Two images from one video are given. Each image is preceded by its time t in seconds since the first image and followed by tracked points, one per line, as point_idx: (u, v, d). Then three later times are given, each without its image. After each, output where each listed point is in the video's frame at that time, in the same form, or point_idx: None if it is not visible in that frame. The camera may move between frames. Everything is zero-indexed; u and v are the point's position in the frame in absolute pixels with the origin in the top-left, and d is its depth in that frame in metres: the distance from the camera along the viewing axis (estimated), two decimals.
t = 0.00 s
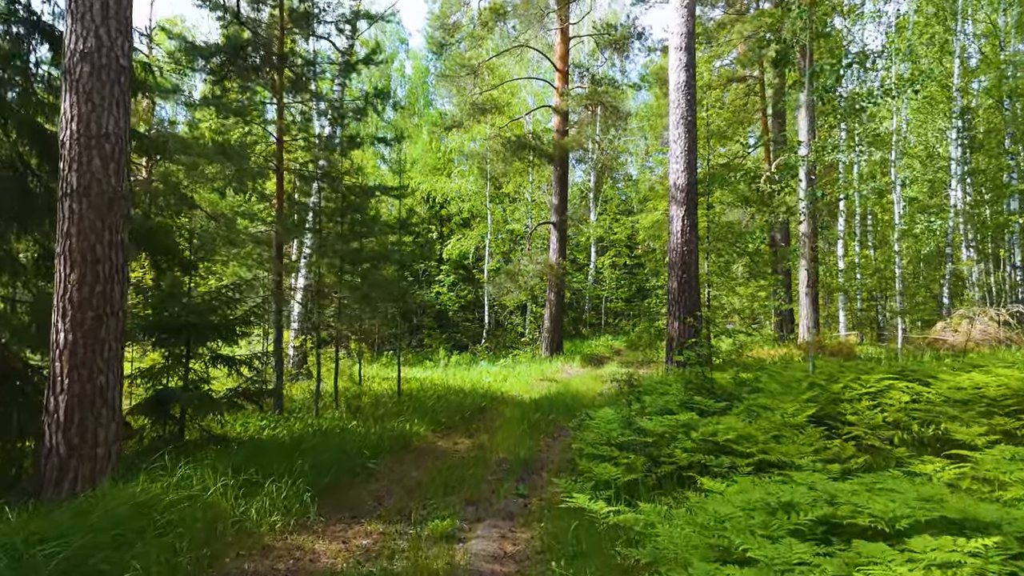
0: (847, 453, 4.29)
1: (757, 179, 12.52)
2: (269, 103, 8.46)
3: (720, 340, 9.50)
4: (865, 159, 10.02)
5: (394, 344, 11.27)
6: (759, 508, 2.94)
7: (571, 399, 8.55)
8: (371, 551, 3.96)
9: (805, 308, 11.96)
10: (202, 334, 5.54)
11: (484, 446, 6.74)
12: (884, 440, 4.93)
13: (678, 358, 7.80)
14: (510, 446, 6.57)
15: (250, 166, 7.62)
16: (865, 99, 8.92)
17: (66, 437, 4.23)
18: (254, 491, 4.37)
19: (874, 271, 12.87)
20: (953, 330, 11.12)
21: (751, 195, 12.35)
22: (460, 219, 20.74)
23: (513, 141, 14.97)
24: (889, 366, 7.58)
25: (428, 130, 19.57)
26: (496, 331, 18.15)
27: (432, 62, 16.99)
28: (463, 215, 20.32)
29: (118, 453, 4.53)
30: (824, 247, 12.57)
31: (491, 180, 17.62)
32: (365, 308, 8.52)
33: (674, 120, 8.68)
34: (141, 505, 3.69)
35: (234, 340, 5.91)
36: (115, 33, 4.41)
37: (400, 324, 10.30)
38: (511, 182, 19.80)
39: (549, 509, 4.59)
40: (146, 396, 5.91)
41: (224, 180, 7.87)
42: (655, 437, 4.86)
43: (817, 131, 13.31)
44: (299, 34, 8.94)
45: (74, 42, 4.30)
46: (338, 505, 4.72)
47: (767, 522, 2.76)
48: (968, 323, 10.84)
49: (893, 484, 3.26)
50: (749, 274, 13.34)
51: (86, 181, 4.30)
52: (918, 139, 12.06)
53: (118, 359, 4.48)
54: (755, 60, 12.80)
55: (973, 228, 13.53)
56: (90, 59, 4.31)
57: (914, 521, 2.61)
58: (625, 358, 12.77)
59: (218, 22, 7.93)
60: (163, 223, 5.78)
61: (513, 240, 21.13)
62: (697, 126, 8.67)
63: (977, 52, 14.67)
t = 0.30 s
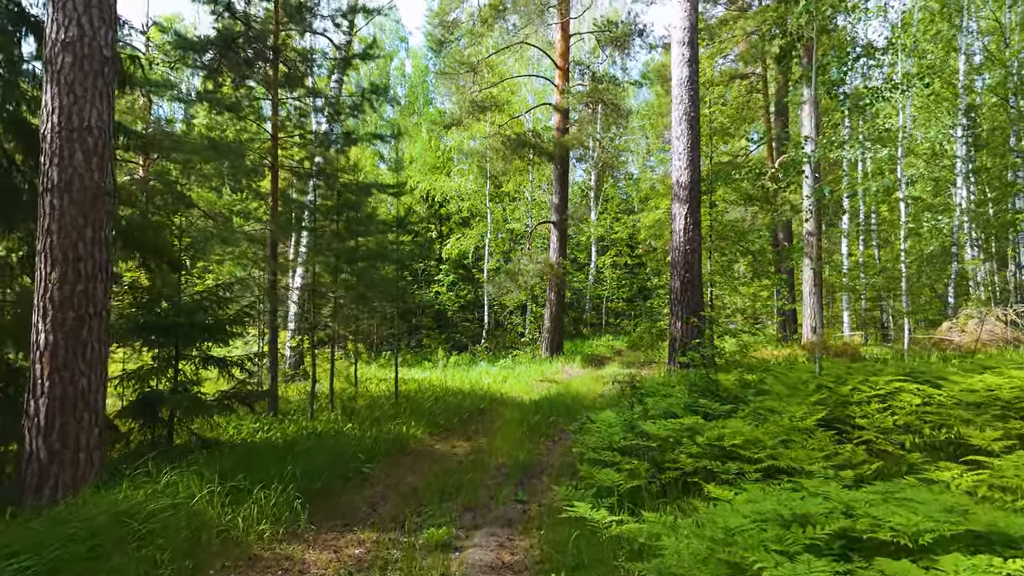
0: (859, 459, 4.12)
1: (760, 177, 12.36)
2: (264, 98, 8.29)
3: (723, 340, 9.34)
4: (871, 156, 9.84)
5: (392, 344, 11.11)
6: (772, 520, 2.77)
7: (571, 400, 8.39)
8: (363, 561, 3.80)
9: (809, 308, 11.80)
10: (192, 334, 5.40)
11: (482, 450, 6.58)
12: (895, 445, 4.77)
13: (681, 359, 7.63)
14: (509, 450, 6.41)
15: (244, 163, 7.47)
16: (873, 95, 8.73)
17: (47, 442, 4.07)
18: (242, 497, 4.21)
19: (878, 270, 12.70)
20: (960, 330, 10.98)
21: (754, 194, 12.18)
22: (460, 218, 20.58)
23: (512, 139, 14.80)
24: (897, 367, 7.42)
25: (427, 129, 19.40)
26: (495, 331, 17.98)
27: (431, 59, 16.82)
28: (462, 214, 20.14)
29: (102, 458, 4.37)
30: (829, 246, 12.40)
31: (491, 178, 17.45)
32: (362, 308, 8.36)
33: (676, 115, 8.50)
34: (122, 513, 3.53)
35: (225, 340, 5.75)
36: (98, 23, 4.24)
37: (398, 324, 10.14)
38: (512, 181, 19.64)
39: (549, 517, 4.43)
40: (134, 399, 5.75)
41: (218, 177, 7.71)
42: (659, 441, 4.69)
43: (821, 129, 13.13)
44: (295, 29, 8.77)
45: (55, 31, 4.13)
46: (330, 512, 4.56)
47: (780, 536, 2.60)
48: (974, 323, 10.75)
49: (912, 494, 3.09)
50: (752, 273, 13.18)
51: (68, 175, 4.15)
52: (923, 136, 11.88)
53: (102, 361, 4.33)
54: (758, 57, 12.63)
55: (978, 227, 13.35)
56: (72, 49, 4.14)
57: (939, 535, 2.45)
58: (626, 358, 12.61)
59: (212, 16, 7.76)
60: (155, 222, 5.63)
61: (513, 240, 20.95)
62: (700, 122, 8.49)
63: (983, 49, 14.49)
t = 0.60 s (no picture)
0: (872, 466, 3.95)
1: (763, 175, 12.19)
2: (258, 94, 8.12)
3: (727, 341, 9.17)
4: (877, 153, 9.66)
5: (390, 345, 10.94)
6: (786, 533, 2.60)
7: (571, 402, 8.21)
8: (353, 572, 3.63)
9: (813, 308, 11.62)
10: (181, 334, 5.25)
11: (481, 453, 6.42)
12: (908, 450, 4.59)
13: (684, 360, 7.45)
14: (508, 453, 6.25)
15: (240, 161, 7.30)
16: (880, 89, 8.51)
17: (25, 448, 3.90)
18: (228, 505, 4.04)
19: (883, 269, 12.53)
20: (966, 330, 10.82)
21: (757, 192, 12.02)
22: (459, 217, 20.41)
23: (512, 137, 14.63)
24: (906, 368, 7.24)
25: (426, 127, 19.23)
26: (495, 332, 17.81)
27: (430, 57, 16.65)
28: (461, 213, 19.93)
29: (84, 464, 4.20)
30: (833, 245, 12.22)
31: (490, 177, 17.27)
32: (358, 308, 8.18)
33: (678, 112, 8.32)
34: (100, 523, 3.35)
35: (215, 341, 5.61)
36: (79, 11, 4.07)
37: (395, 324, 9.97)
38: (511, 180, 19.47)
39: (548, 525, 4.26)
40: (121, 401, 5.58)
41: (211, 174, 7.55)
42: (663, 446, 4.52)
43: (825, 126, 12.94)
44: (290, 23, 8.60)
45: (34, 19, 3.96)
46: (320, 519, 4.39)
47: (795, 552, 2.42)
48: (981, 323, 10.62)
49: (933, 505, 2.91)
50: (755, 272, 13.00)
51: (47, 169, 3.98)
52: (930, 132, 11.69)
53: (83, 363, 4.16)
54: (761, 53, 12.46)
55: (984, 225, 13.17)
56: (52, 38, 3.98)
57: (968, 552, 2.27)
58: (627, 359, 12.43)
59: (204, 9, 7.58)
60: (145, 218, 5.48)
61: (513, 239, 20.76)
62: (703, 118, 8.32)
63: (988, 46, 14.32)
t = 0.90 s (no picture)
0: (887, 472, 3.78)
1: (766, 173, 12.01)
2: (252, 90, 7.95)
3: (730, 341, 8.99)
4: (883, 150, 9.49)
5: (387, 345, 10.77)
6: (805, 549, 2.42)
7: (572, 404, 8.04)
8: None
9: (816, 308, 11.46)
10: (169, 335, 5.11)
11: (479, 457, 6.25)
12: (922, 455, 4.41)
13: (688, 361, 7.27)
14: (506, 457, 6.09)
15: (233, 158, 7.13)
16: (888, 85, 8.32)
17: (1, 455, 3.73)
18: (213, 514, 3.87)
19: (888, 268, 12.34)
20: (973, 330, 10.64)
21: (760, 190, 11.83)
22: (459, 215, 20.24)
23: (511, 135, 14.45)
24: (915, 369, 7.06)
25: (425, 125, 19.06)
26: (495, 332, 17.61)
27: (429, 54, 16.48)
28: (461, 212, 19.73)
29: (64, 470, 4.03)
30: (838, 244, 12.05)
31: (489, 176, 17.08)
32: (353, 307, 8.01)
33: (681, 107, 8.14)
34: (76, 534, 3.17)
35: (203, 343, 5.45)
36: None
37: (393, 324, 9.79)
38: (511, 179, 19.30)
39: (548, 534, 4.08)
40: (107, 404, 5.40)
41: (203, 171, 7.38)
42: (668, 451, 4.35)
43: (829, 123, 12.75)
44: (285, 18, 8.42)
45: (10, 6, 3.79)
46: (310, 528, 4.21)
47: (816, 571, 2.25)
48: (986, 323, 10.45)
49: (960, 518, 2.73)
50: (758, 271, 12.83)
51: (24, 163, 3.81)
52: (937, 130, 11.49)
53: (63, 365, 3.99)
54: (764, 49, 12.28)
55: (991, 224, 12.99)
56: (29, 26, 3.80)
57: (1005, 572, 2.10)
58: (628, 359, 12.25)
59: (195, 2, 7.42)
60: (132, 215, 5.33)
61: (513, 239, 20.57)
62: (707, 114, 8.13)
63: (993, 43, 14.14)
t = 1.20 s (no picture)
0: (904, 480, 3.60)
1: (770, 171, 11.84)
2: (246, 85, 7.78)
3: (735, 342, 8.81)
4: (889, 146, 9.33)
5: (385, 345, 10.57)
6: (826, 567, 2.25)
7: (573, 406, 7.87)
8: None
9: (820, 308, 11.28)
10: (156, 335, 4.96)
11: (477, 461, 6.08)
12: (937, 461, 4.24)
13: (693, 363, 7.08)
14: (505, 461, 5.92)
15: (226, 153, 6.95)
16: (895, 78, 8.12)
17: None
18: (199, 523, 3.70)
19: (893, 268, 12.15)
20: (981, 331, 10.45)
21: (764, 188, 11.66)
22: (458, 215, 20.06)
23: (511, 133, 14.25)
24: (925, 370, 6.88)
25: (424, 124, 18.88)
26: (495, 332, 17.42)
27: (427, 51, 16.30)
28: (460, 211, 19.51)
29: (43, 477, 3.86)
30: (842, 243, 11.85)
31: (489, 174, 16.90)
32: (349, 307, 7.84)
33: (685, 103, 7.97)
34: (51, 546, 3.00)
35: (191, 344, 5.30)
36: None
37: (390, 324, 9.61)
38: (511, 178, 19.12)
39: (547, 543, 3.92)
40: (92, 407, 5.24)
41: (196, 168, 7.23)
42: (673, 457, 4.17)
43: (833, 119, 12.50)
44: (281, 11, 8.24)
45: None
46: (300, 537, 4.05)
47: None
48: (994, 323, 10.25)
49: (987, 532, 2.56)
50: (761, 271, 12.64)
51: None
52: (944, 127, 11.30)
53: (40, 367, 3.82)
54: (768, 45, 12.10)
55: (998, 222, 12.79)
56: (4, 11, 3.63)
57: None
58: (630, 360, 12.07)
59: None
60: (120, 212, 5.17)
61: (513, 238, 20.37)
62: (711, 109, 7.95)
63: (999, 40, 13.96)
